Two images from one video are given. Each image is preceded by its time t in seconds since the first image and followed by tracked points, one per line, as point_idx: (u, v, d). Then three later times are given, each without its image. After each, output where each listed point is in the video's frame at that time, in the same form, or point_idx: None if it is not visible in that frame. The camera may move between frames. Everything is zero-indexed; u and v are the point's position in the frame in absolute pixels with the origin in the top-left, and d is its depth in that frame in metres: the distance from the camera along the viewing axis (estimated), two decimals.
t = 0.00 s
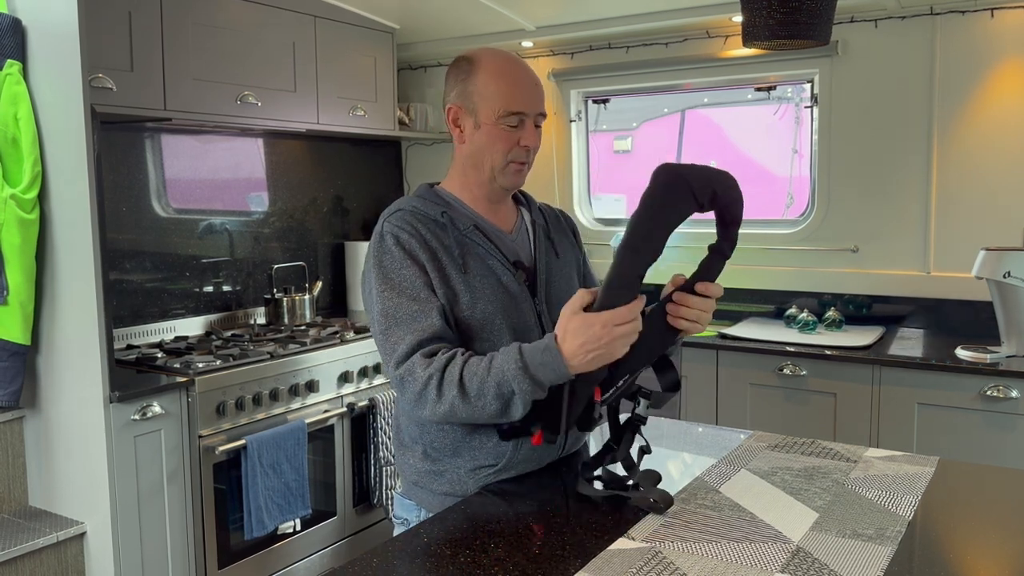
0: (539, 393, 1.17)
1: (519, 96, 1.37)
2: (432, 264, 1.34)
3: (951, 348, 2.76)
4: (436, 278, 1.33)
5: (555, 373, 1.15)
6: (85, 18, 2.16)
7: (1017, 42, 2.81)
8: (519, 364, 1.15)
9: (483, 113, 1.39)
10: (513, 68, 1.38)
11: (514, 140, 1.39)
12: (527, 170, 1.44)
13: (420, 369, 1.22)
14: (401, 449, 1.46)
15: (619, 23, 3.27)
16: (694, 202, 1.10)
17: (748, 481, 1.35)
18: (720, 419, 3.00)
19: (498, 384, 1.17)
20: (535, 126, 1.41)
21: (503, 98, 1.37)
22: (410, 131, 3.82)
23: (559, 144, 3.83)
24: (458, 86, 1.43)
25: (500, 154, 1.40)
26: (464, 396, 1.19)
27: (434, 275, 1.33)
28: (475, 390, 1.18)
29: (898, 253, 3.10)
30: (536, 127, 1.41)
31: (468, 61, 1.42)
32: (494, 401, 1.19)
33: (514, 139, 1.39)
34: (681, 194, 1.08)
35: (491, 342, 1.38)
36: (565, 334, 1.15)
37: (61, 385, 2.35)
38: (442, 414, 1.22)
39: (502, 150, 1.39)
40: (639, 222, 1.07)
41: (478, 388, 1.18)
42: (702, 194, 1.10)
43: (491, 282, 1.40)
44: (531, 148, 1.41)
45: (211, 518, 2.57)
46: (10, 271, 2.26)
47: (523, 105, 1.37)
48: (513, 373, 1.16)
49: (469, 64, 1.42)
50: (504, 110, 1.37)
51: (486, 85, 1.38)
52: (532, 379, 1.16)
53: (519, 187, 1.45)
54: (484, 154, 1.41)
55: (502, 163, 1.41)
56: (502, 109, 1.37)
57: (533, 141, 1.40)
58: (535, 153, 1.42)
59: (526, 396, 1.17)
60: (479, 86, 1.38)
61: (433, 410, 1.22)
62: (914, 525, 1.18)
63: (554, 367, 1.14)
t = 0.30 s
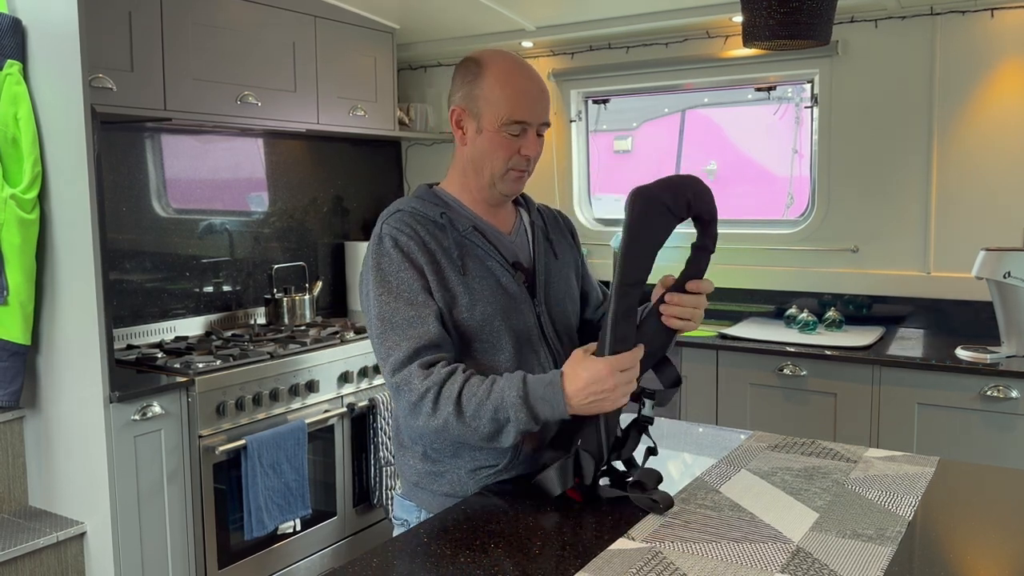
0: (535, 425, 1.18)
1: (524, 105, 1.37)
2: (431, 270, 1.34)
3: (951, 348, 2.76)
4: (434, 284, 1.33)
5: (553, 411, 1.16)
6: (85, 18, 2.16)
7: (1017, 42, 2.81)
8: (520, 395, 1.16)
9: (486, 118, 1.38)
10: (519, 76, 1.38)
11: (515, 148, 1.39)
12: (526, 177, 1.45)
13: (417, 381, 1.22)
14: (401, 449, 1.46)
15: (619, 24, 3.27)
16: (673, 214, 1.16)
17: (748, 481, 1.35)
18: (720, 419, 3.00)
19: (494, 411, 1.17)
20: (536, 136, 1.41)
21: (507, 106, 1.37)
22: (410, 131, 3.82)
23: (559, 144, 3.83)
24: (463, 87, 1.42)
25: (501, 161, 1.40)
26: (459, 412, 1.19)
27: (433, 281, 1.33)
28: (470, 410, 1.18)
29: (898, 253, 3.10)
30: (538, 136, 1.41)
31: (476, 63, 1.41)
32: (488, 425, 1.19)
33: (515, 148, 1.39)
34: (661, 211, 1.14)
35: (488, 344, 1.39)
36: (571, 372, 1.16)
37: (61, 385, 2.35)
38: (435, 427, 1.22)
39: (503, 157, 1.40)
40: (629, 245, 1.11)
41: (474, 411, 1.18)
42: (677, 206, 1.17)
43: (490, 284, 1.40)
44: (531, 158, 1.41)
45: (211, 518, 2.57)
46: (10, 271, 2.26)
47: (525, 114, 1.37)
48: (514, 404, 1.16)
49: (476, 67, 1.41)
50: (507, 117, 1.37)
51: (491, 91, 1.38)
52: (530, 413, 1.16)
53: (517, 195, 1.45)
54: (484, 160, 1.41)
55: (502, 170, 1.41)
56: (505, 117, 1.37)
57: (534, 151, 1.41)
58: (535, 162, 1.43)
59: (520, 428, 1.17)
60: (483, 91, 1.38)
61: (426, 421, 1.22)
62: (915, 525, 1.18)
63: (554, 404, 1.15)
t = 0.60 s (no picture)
0: (544, 403, 1.19)
1: (528, 112, 1.37)
2: (436, 268, 1.34)
3: (951, 349, 2.76)
4: (439, 281, 1.33)
5: (562, 386, 1.18)
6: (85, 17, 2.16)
7: (1017, 42, 2.81)
8: (528, 370, 1.18)
9: (490, 123, 1.39)
10: (525, 81, 1.38)
11: (516, 154, 1.40)
12: (526, 182, 1.45)
13: (426, 373, 1.22)
14: (401, 450, 1.46)
15: (619, 24, 3.27)
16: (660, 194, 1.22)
17: (748, 481, 1.35)
18: (720, 419, 3.00)
19: (506, 392, 1.18)
20: (540, 142, 1.41)
21: (512, 112, 1.37)
22: (410, 131, 3.82)
23: (559, 145, 3.83)
24: (470, 89, 1.42)
25: (502, 166, 1.41)
26: (469, 400, 1.19)
27: (438, 278, 1.33)
28: (481, 396, 1.18)
29: (898, 253, 3.10)
30: (541, 142, 1.41)
31: (483, 66, 1.41)
32: (498, 409, 1.19)
33: (517, 154, 1.40)
34: (649, 183, 1.20)
35: (490, 343, 1.39)
36: (576, 346, 1.19)
37: (61, 385, 2.35)
38: (445, 420, 1.22)
39: (505, 162, 1.40)
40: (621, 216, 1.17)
41: (485, 395, 1.18)
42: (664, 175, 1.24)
43: (492, 283, 1.40)
44: (533, 164, 1.41)
45: (211, 517, 2.57)
46: (10, 271, 2.26)
47: (530, 122, 1.37)
48: (523, 381, 1.17)
49: (483, 70, 1.40)
50: (511, 123, 1.37)
51: (497, 96, 1.37)
52: (539, 389, 1.18)
53: (516, 199, 1.46)
54: (486, 164, 1.42)
55: (502, 175, 1.42)
56: (509, 123, 1.37)
57: (536, 158, 1.41)
58: (537, 167, 1.43)
59: (531, 406, 1.18)
60: (489, 95, 1.38)
61: (435, 416, 1.22)
62: (915, 525, 1.18)
63: (562, 377, 1.17)
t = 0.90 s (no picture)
0: (538, 410, 1.18)
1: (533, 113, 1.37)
2: (436, 269, 1.34)
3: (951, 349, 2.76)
4: (440, 282, 1.33)
5: (556, 391, 1.17)
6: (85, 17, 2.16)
7: (1017, 42, 2.81)
8: (524, 375, 1.17)
9: (495, 123, 1.39)
10: (530, 83, 1.37)
11: (519, 155, 1.40)
12: (529, 182, 1.45)
13: (423, 374, 1.22)
14: (402, 448, 1.46)
15: (619, 24, 3.27)
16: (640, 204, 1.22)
17: (748, 481, 1.35)
18: (720, 419, 3.00)
19: (500, 398, 1.18)
20: (544, 143, 1.41)
21: (517, 112, 1.37)
22: (410, 131, 3.82)
23: (559, 144, 3.83)
24: (475, 89, 1.42)
25: (505, 166, 1.41)
26: (464, 404, 1.19)
27: (437, 278, 1.33)
28: (476, 401, 1.18)
29: (898, 253, 3.10)
30: (545, 143, 1.41)
31: (489, 67, 1.41)
32: (492, 414, 1.19)
33: (521, 154, 1.40)
34: (627, 197, 1.21)
35: (490, 344, 1.39)
36: (573, 354, 1.18)
37: (61, 385, 2.35)
38: (440, 422, 1.22)
39: (508, 163, 1.40)
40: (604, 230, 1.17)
41: (479, 400, 1.18)
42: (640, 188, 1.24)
43: (493, 284, 1.40)
44: (536, 164, 1.42)
45: (211, 517, 2.57)
46: (10, 271, 2.26)
47: (534, 123, 1.37)
48: (518, 387, 1.17)
49: (489, 70, 1.40)
50: (516, 124, 1.37)
51: (502, 96, 1.37)
52: (534, 394, 1.17)
53: (518, 199, 1.46)
54: (490, 164, 1.42)
55: (505, 175, 1.42)
56: (513, 124, 1.37)
57: (540, 158, 1.41)
58: (540, 168, 1.43)
59: (525, 411, 1.18)
60: (494, 96, 1.38)
61: (431, 417, 1.22)
62: (915, 525, 1.18)
63: (557, 385, 1.17)
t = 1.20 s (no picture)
0: (546, 403, 1.18)
1: (533, 107, 1.38)
2: (439, 266, 1.34)
3: (951, 348, 2.76)
4: (443, 279, 1.33)
5: (564, 386, 1.17)
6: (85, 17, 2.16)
7: (1017, 42, 2.81)
8: (531, 367, 1.17)
9: (495, 120, 1.39)
10: (528, 78, 1.38)
11: (522, 150, 1.40)
12: (532, 179, 1.45)
13: (428, 368, 1.22)
14: (402, 448, 1.46)
15: (619, 24, 3.27)
16: (663, 205, 1.23)
17: (748, 481, 1.35)
18: (720, 419, 3.00)
19: (507, 389, 1.18)
20: (544, 138, 1.41)
21: (516, 107, 1.37)
22: (410, 131, 3.82)
23: (559, 145, 3.83)
24: (473, 87, 1.43)
25: (507, 162, 1.40)
26: (470, 397, 1.19)
27: (441, 275, 1.33)
28: (482, 393, 1.18)
29: (898, 253, 3.10)
30: (545, 138, 1.42)
31: (487, 65, 1.42)
32: (499, 406, 1.19)
33: (523, 149, 1.40)
34: (651, 199, 1.21)
35: (493, 343, 1.39)
36: (581, 350, 1.18)
37: (61, 385, 2.35)
38: (446, 416, 1.22)
39: (510, 159, 1.40)
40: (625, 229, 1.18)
41: (486, 392, 1.18)
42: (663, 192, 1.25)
43: (494, 283, 1.40)
44: (538, 159, 1.41)
45: (211, 517, 2.57)
46: (10, 271, 2.26)
47: (534, 117, 1.38)
48: (526, 380, 1.17)
49: (487, 68, 1.41)
50: (516, 119, 1.37)
51: (501, 92, 1.38)
52: (541, 387, 1.17)
53: (522, 196, 1.46)
54: (491, 161, 1.42)
55: (508, 171, 1.41)
56: (513, 120, 1.38)
57: (541, 153, 1.41)
58: (542, 164, 1.43)
59: (533, 405, 1.18)
60: (493, 93, 1.39)
61: (437, 411, 1.22)
62: (915, 525, 1.18)
63: (565, 380, 1.16)
